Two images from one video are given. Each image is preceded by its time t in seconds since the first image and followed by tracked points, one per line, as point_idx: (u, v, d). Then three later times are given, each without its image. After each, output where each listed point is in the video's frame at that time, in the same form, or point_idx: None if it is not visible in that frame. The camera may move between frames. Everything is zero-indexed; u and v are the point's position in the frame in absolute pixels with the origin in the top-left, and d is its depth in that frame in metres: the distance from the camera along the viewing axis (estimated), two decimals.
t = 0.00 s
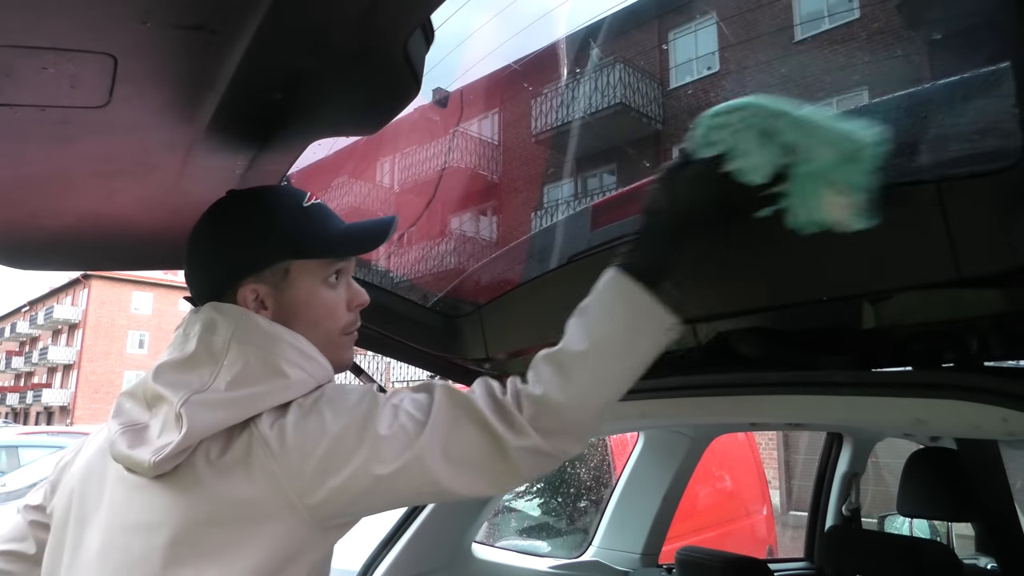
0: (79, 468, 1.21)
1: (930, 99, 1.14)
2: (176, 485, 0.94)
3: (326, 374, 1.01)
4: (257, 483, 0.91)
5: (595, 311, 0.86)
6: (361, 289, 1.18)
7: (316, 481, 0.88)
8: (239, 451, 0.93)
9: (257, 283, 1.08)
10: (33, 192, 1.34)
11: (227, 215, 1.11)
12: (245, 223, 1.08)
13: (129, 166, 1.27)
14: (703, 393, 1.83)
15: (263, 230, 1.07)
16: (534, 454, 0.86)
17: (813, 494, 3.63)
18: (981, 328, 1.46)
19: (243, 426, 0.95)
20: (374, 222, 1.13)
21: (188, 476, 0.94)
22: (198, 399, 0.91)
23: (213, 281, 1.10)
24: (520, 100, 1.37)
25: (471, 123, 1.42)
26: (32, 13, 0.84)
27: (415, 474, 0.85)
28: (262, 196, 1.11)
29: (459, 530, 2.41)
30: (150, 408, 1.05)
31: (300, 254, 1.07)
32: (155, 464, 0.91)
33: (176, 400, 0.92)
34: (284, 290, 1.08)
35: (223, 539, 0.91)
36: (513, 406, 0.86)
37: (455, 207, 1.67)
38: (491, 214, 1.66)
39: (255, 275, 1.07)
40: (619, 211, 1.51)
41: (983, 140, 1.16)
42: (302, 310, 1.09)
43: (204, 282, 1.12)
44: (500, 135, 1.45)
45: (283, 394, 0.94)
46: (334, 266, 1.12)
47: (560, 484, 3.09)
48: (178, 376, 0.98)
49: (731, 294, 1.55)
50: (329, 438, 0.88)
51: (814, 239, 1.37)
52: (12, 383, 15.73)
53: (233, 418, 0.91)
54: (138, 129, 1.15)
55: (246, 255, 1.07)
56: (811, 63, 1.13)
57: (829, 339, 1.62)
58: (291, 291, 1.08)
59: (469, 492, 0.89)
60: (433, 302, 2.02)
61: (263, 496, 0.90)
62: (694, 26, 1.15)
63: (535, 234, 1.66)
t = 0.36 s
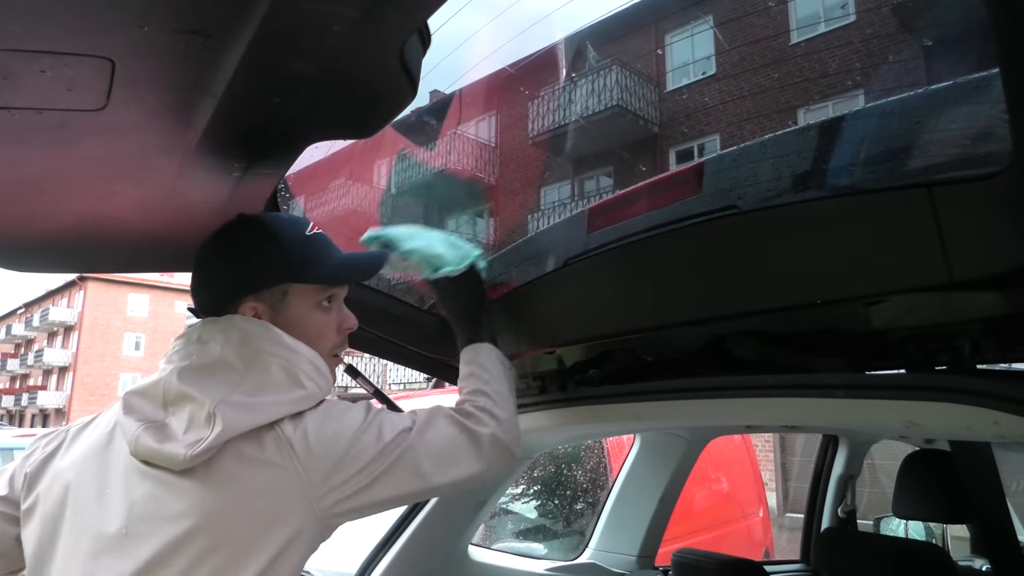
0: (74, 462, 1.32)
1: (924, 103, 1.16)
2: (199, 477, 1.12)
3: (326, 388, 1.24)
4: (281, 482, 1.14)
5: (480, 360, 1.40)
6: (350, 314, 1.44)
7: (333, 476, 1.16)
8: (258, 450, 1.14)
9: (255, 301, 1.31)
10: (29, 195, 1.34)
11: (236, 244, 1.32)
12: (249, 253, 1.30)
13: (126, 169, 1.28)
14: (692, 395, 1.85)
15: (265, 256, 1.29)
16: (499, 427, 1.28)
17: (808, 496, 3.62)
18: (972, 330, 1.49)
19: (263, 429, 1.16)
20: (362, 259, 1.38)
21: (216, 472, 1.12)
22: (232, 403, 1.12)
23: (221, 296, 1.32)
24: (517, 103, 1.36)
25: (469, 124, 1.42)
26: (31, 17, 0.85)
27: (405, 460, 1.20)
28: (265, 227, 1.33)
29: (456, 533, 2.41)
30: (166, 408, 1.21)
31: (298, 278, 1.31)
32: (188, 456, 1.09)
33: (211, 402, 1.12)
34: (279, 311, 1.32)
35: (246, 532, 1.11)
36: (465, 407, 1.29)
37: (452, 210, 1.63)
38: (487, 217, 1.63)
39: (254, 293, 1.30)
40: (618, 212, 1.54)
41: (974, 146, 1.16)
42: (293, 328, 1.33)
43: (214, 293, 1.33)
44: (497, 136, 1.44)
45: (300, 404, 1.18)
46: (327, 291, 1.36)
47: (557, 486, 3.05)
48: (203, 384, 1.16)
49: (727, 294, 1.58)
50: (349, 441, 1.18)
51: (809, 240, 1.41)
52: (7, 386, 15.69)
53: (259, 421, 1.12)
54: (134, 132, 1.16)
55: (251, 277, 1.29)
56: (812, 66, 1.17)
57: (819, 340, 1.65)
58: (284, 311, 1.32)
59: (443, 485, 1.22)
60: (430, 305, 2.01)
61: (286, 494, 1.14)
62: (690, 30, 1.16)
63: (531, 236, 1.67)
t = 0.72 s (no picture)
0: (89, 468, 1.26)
1: (924, 106, 1.17)
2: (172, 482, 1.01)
3: (322, 381, 1.09)
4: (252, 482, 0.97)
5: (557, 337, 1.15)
6: (374, 304, 1.24)
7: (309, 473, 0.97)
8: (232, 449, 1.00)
9: (270, 299, 1.14)
10: (30, 195, 1.34)
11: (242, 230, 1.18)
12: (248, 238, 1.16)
13: (128, 169, 1.28)
14: (696, 397, 1.86)
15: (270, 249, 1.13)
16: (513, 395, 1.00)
17: (809, 498, 3.69)
18: (973, 334, 1.48)
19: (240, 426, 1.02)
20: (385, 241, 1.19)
21: (191, 472, 1.00)
22: (196, 397, 0.98)
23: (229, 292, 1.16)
24: (517, 105, 1.34)
25: (468, 125, 1.38)
26: (35, 18, 0.85)
27: (395, 450, 0.95)
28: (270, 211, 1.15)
29: (457, 533, 2.41)
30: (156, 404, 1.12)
31: (321, 264, 1.12)
32: (150, 458, 0.99)
33: (177, 397, 0.99)
34: (296, 306, 1.15)
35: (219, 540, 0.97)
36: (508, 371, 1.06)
37: (454, 211, 1.62)
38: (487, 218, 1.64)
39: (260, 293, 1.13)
40: (620, 214, 1.55)
41: (973, 148, 1.17)
42: (312, 326, 1.16)
43: (220, 289, 1.18)
44: (499, 138, 1.41)
45: (279, 398, 1.01)
46: (347, 283, 1.17)
47: (557, 487, 3.05)
48: (181, 376, 1.05)
49: (727, 295, 1.60)
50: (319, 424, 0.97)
51: (809, 243, 1.42)
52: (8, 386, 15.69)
53: (229, 417, 0.98)
54: (137, 133, 1.16)
55: (257, 270, 1.14)
56: (813, 69, 1.17)
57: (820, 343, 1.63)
58: (300, 308, 1.14)
59: (449, 472, 0.98)
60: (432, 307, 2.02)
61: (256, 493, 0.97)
62: (691, 30, 1.17)
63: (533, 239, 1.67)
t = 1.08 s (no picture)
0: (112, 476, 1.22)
1: (925, 112, 1.17)
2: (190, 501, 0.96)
3: (351, 389, 1.03)
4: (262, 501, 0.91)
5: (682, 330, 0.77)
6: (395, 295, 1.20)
7: (317, 501, 0.88)
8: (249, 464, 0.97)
9: (300, 286, 1.10)
10: (34, 197, 1.34)
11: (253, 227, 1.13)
12: (267, 237, 1.11)
13: (132, 172, 1.28)
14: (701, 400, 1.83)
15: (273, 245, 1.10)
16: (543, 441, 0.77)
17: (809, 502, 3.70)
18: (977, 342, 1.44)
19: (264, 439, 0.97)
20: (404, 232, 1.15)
21: (206, 490, 0.96)
22: (219, 410, 0.93)
23: (243, 292, 1.14)
24: (518, 107, 1.39)
25: (471, 128, 1.45)
26: (40, 22, 0.85)
27: (415, 495, 0.80)
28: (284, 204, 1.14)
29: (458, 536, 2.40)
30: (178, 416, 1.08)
31: (337, 259, 1.09)
32: (173, 475, 0.95)
33: (200, 410, 0.95)
34: (325, 294, 1.10)
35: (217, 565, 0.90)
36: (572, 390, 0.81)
37: (454, 212, 1.69)
38: (489, 220, 1.68)
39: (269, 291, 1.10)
40: (619, 216, 1.53)
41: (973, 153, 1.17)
42: (342, 314, 1.12)
43: (234, 290, 1.15)
44: (499, 141, 1.48)
45: (303, 408, 0.95)
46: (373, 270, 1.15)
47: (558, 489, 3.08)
48: (204, 387, 1.00)
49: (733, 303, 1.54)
50: (331, 446, 0.88)
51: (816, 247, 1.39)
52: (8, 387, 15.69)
53: (253, 432, 0.93)
54: (141, 136, 1.17)
55: (264, 266, 1.10)
56: (814, 73, 1.18)
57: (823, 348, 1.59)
58: (330, 294, 1.11)
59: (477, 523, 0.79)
60: (432, 309, 2.03)
61: (263, 515, 0.90)
62: (690, 33, 1.18)
63: (533, 242, 1.67)
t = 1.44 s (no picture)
0: (85, 467, 1.23)
1: (930, 111, 1.17)
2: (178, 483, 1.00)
3: (324, 386, 1.12)
4: (256, 487, 0.99)
5: (538, 363, 1.16)
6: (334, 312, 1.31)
7: (309, 491, 0.98)
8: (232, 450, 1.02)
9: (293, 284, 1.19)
10: (36, 197, 1.34)
11: (220, 245, 1.18)
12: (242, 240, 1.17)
13: (134, 171, 1.28)
14: (697, 399, 1.84)
15: (247, 259, 1.16)
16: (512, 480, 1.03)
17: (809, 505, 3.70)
18: (977, 338, 1.44)
19: (244, 428, 1.03)
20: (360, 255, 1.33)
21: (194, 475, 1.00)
22: (206, 398, 0.99)
23: (215, 300, 1.18)
24: (519, 107, 1.40)
25: (470, 128, 1.46)
26: (44, 22, 0.85)
27: (407, 497, 0.99)
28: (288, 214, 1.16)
29: (459, 536, 2.41)
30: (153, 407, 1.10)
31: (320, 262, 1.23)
32: (162, 458, 0.98)
33: (185, 399, 0.99)
34: (311, 295, 1.22)
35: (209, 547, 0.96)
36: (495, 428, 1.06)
37: (455, 211, 1.70)
38: (490, 220, 1.68)
39: (246, 304, 1.16)
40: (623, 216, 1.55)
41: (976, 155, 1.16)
42: (320, 315, 1.24)
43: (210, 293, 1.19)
44: (499, 142, 1.48)
45: (285, 400, 1.04)
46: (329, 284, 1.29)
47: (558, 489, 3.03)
48: (185, 378, 1.04)
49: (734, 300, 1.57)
50: (328, 445, 0.99)
51: (818, 247, 1.39)
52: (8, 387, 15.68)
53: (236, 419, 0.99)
54: (143, 135, 1.17)
55: (237, 279, 1.16)
56: (814, 75, 1.20)
57: (822, 348, 1.62)
58: (314, 296, 1.23)
59: (451, 516, 1.01)
60: (433, 309, 2.02)
61: (258, 500, 0.99)
62: (692, 33, 1.20)
63: (535, 243, 1.65)
